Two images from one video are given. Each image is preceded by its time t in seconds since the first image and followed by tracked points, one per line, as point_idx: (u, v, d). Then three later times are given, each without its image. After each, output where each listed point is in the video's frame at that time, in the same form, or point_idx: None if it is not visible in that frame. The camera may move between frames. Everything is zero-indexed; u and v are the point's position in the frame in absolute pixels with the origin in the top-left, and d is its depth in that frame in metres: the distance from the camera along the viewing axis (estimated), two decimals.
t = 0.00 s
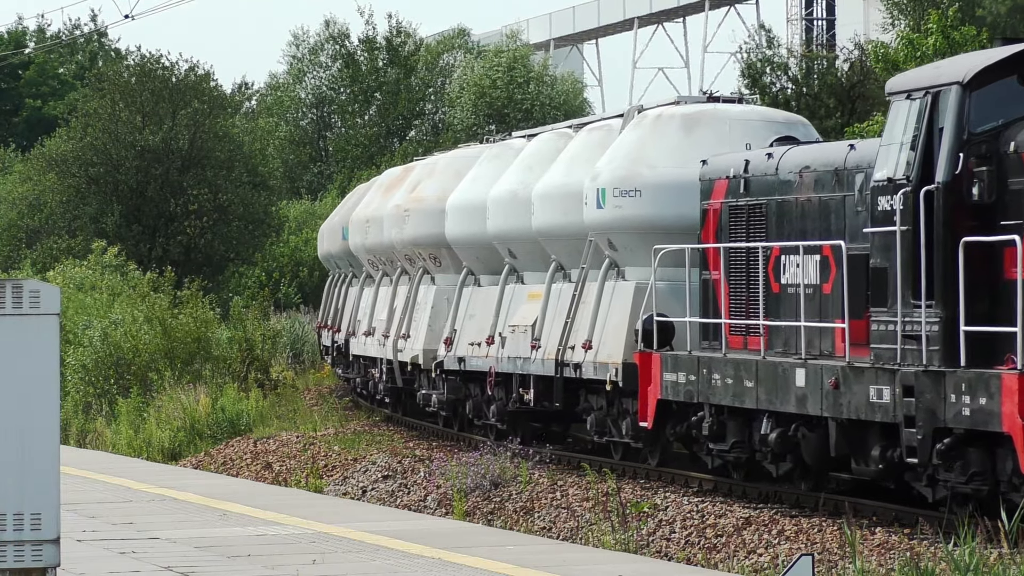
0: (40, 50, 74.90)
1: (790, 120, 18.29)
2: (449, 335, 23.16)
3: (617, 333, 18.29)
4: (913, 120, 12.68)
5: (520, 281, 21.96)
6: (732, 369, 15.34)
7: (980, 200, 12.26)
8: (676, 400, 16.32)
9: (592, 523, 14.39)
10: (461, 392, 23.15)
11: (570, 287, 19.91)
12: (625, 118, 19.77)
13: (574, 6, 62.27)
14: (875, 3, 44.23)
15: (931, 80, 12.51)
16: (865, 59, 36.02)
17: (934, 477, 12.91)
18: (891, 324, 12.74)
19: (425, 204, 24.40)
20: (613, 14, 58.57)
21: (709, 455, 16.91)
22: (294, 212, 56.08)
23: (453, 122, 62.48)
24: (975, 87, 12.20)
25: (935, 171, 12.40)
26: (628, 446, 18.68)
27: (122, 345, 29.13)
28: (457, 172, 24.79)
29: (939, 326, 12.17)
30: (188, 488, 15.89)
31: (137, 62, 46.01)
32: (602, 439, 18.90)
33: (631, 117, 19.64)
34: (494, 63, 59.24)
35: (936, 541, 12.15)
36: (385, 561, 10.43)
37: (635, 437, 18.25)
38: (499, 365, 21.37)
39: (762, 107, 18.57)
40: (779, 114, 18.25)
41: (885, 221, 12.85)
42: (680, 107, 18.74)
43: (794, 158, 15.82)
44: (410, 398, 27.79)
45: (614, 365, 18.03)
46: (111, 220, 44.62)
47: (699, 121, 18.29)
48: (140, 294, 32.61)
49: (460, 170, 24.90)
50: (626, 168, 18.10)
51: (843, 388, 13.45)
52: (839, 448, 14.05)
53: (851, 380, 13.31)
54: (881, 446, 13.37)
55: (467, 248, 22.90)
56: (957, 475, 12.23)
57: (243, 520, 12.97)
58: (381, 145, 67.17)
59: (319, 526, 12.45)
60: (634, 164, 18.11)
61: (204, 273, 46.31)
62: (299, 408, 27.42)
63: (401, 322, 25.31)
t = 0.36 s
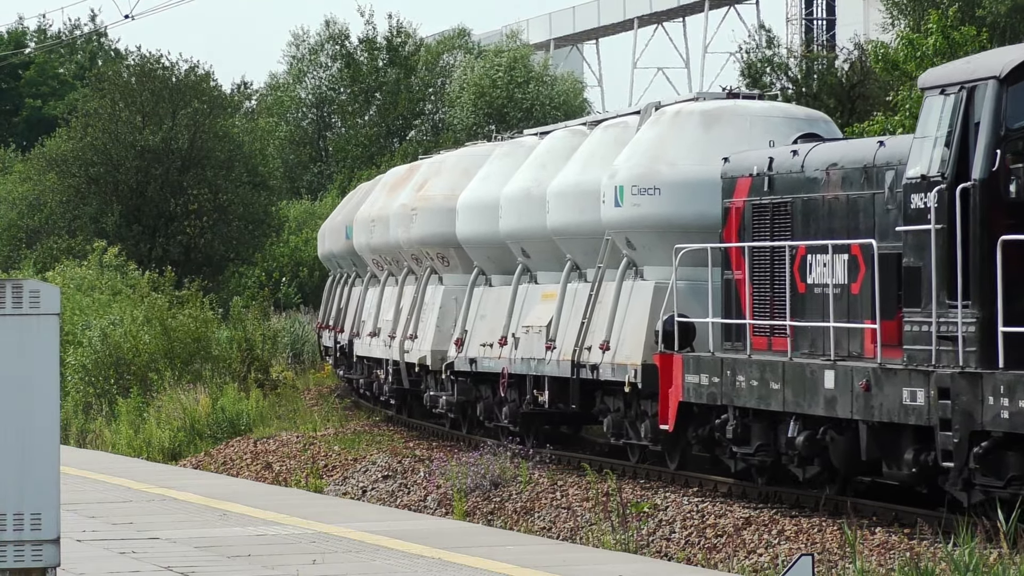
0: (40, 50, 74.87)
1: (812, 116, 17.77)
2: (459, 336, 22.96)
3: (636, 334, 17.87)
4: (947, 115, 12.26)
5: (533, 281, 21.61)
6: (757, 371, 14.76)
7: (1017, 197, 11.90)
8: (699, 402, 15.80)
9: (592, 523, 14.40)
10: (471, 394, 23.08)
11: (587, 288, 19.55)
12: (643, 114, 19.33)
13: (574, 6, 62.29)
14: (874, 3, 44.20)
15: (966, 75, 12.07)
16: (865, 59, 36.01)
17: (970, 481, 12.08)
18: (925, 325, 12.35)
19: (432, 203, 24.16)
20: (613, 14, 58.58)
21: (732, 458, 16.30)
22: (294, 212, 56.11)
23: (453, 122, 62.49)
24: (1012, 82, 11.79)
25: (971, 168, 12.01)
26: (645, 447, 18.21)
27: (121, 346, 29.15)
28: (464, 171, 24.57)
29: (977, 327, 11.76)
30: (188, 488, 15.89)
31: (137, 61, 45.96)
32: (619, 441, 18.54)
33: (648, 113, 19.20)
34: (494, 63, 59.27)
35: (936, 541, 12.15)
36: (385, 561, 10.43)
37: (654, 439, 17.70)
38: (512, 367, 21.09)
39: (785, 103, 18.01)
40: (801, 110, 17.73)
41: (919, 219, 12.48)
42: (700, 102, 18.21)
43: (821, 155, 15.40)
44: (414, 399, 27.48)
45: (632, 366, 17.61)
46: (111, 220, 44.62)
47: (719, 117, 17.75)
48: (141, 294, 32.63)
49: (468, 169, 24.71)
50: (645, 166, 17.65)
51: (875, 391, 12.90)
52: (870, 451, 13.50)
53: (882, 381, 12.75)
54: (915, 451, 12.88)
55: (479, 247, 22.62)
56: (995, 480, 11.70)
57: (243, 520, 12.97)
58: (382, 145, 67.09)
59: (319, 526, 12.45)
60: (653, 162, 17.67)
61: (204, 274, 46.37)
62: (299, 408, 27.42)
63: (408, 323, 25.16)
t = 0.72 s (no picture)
0: (40, 50, 74.86)
1: (835, 113, 17.49)
2: (471, 336, 22.74)
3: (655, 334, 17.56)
4: (984, 111, 11.88)
5: (547, 280, 21.39)
6: (783, 374, 14.32)
7: None
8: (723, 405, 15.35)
9: (593, 523, 14.40)
10: (482, 395, 22.79)
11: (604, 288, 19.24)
12: (660, 110, 18.99)
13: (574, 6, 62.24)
14: (875, 3, 44.13)
15: (1003, 69, 11.66)
16: (865, 59, 35.98)
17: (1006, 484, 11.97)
18: (962, 324, 11.99)
19: (440, 202, 23.92)
20: (613, 14, 58.58)
21: (755, 462, 15.80)
22: (294, 212, 56.10)
23: (453, 121, 62.50)
24: None
25: (1010, 164, 11.68)
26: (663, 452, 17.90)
27: (122, 346, 29.15)
28: (473, 169, 24.35)
29: (1016, 327, 11.42)
30: (189, 488, 15.89)
31: (137, 62, 45.94)
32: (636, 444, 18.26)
33: (666, 110, 18.85)
34: (494, 63, 59.27)
35: (936, 541, 12.18)
36: (385, 562, 10.43)
37: (674, 442, 17.33)
38: (525, 368, 20.81)
39: (806, 100, 17.74)
40: (824, 107, 17.47)
41: (954, 217, 12.18)
42: (721, 98, 17.90)
43: (849, 152, 15.00)
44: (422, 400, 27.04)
45: (652, 367, 17.23)
46: (110, 220, 44.64)
47: (740, 113, 17.43)
48: (141, 293, 32.66)
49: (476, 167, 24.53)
50: (663, 164, 17.35)
51: (908, 393, 12.47)
52: (902, 455, 13.06)
53: (916, 383, 12.33)
54: (950, 453, 12.55)
55: (492, 246, 22.30)
56: None
57: (243, 520, 12.97)
58: (382, 145, 67.04)
59: (319, 526, 12.45)
60: (672, 160, 17.37)
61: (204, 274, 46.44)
62: (299, 408, 27.43)
63: (416, 324, 25.01)
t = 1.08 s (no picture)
0: (40, 50, 74.84)
1: (857, 110, 17.18)
2: (484, 336, 22.41)
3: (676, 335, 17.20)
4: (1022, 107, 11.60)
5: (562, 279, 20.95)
6: (811, 374, 14.12)
7: None
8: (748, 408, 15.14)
9: (593, 523, 14.40)
10: (494, 397, 22.47)
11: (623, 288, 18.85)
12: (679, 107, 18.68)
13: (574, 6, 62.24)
14: (875, 3, 44.12)
15: None
16: (865, 59, 35.95)
17: None
18: (1000, 324, 11.79)
19: (450, 202, 23.67)
20: (613, 14, 58.55)
21: (782, 464, 15.42)
22: (294, 212, 56.10)
23: (453, 121, 62.48)
24: None
25: None
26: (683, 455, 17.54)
27: (121, 346, 29.15)
28: (483, 167, 24.04)
29: None
30: (189, 488, 15.89)
31: (137, 61, 45.92)
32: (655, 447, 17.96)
33: (685, 106, 18.56)
34: (495, 63, 59.23)
35: (936, 542, 12.16)
36: (385, 561, 10.43)
37: (695, 445, 17.01)
38: (539, 369, 20.44)
39: (828, 96, 17.43)
40: (846, 104, 17.16)
41: (990, 213, 12.00)
42: (741, 95, 17.59)
43: (878, 148, 14.54)
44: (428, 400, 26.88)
45: (673, 369, 16.87)
46: (110, 220, 44.65)
47: (762, 110, 17.14)
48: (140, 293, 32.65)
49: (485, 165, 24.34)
50: (684, 161, 17.04)
51: (943, 395, 12.26)
52: (936, 457, 12.86)
53: (951, 384, 12.11)
54: (986, 456, 12.23)
55: (505, 245, 21.97)
56: None
57: (243, 520, 12.97)
58: (382, 145, 66.88)
59: (319, 526, 12.45)
60: (692, 157, 17.05)
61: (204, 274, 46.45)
62: (299, 408, 27.44)
63: (424, 324, 24.80)
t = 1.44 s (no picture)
0: (40, 50, 74.85)
1: (883, 105, 16.65)
2: (496, 336, 22.09)
3: (698, 338, 16.74)
4: None
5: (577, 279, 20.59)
6: (841, 376, 13.82)
7: None
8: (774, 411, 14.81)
9: (592, 523, 14.39)
10: (506, 398, 22.18)
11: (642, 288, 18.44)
12: (699, 103, 18.23)
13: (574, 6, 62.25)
14: (874, 3, 44.12)
15: None
16: (865, 59, 35.92)
17: None
18: None
19: (459, 201, 23.46)
20: (613, 14, 58.56)
21: (808, 468, 15.09)
22: (294, 212, 56.09)
23: (453, 121, 62.49)
24: None
25: None
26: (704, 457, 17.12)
27: (121, 346, 29.17)
28: (494, 166, 23.91)
29: None
30: (189, 488, 15.89)
31: (137, 61, 45.95)
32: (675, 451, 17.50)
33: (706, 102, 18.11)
34: (495, 63, 59.20)
35: (935, 541, 12.14)
36: (385, 561, 10.43)
37: (716, 448, 16.51)
38: (556, 370, 20.00)
39: (854, 93, 16.93)
40: (871, 100, 16.65)
41: None
42: (765, 92, 17.14)
43: (910, 145, 14.13)
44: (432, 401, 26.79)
45: (694, 371, 16.47)
46: (110, 220, 44.65)
47: (785, 107, 16.70)
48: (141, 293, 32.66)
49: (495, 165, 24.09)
50: (705, 158, 16.61)
51: (979, 397, 12.01)
52: (973, 462, 12.60)
53: (990, 385, 11.87)
54: None
55: (518, 244, 21.67)
56: None
57: (243, 520, 12.97)
58: (382, 145, 66.72)
59: (319, 526, 12.45)
60: (714, 154, 16.61)
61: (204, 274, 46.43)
62: (299, 408, 27.44)
63: (432, 326, 24.57)
